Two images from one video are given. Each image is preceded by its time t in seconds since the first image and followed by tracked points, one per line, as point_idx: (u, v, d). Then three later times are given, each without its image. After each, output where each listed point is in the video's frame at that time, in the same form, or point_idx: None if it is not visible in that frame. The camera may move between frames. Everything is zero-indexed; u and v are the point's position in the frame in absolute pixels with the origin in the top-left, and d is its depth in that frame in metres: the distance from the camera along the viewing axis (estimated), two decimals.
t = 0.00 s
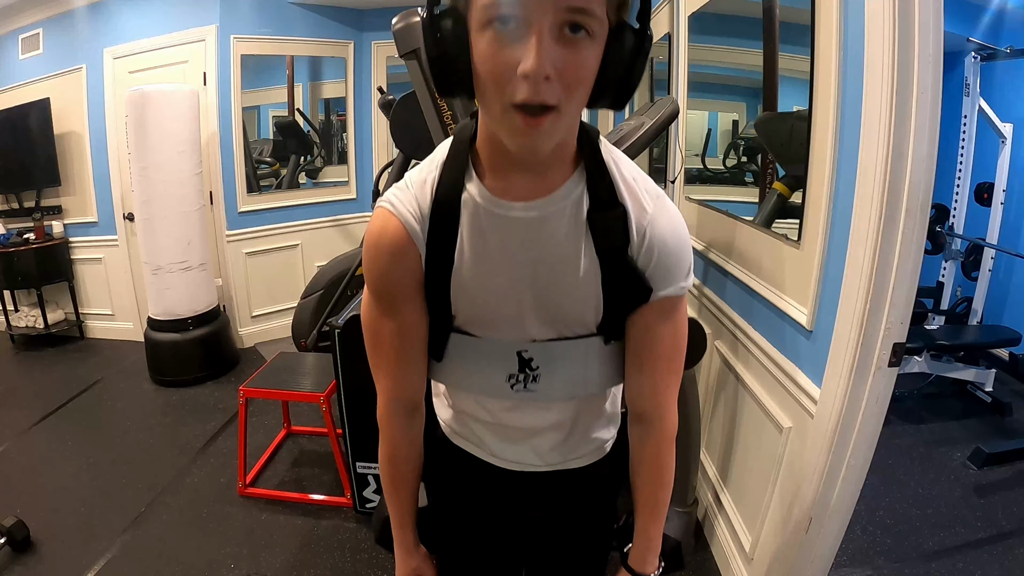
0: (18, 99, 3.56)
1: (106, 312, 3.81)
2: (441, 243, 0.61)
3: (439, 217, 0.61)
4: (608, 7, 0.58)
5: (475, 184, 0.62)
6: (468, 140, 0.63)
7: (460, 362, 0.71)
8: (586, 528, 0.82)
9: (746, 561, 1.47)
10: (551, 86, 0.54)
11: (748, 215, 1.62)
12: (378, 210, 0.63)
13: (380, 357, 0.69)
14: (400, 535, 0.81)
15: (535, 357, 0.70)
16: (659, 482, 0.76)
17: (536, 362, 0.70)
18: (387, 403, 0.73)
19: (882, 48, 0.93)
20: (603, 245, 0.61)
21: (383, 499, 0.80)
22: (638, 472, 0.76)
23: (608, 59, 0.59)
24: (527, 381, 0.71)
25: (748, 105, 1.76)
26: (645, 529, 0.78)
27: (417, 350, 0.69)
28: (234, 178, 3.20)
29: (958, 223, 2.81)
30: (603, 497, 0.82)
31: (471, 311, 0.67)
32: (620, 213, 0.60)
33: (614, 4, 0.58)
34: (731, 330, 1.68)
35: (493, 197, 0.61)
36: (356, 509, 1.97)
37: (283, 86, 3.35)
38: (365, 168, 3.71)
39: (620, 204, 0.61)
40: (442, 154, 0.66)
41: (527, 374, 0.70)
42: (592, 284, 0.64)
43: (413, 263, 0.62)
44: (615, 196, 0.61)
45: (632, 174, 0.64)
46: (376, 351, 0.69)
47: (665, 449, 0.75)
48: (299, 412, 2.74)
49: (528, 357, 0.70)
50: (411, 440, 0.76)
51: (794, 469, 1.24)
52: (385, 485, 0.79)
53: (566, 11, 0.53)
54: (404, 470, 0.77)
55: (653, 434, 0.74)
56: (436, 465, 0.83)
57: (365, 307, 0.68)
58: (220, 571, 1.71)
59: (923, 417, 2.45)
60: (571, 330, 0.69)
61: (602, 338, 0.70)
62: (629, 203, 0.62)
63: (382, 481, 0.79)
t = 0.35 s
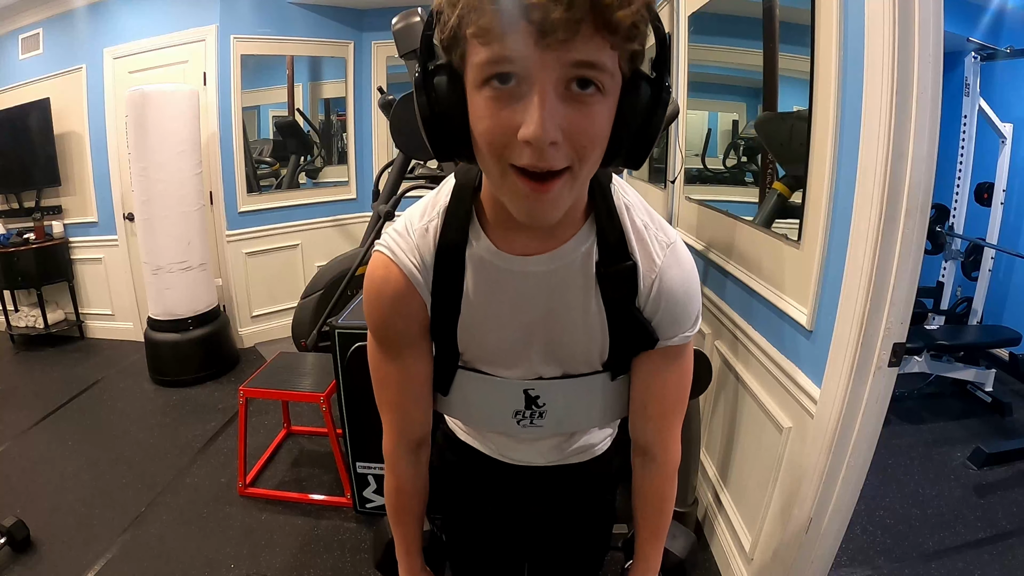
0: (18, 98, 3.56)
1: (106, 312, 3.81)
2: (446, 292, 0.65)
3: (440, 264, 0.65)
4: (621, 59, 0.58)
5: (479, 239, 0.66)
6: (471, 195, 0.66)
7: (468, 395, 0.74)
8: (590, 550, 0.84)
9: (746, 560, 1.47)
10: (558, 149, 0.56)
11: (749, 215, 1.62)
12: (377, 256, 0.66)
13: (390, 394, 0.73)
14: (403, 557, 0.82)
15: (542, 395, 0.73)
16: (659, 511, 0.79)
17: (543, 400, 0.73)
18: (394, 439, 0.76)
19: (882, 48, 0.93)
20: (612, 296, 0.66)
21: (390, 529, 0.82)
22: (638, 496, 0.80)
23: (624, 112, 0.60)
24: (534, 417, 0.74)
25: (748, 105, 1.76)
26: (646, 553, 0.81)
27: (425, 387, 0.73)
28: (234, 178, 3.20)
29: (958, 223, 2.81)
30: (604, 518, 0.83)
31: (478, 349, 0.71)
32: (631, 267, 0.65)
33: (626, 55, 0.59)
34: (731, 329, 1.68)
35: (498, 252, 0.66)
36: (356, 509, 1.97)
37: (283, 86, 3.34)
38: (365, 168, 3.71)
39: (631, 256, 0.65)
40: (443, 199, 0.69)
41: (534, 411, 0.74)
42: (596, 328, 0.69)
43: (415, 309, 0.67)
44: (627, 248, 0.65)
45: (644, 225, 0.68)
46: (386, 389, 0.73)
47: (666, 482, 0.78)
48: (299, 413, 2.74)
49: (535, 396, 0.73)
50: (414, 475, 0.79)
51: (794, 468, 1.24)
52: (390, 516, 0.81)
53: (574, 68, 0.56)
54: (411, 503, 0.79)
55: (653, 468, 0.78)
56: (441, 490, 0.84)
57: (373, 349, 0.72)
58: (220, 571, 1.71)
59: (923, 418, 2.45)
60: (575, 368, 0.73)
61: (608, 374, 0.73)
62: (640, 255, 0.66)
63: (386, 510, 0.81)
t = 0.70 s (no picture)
0: (18, 99, 3.56)
1: (106, 312, 3.80)
2: (453, 293, 0.65)
3: (447, 269, 0.65)
4: (626, 70, 0.58)
5: (486, 244, 0.66)
6: (475, 200, 0.66)
7: (471, 396, 0.74)
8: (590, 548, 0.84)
9: (746, 560, 1.47)
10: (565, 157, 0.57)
11: (749, 215, 1.62)
12: (383, 259, 0.66)
13: (394, 397, 0.72)
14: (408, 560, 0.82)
15: (545, 395, 0.73)
16: (659, 509, 0.79)
17: (545, 400, 0.73)
18: (399, 441, 0.76)
19: (882, 47, 0.93)
20: (613, 299, 0.66)
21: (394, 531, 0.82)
22: (638, 495, 0.80)
23: (628, 121, 0.60)
24: (536, 416, 0.74)
25: (748, 105, 1.77)
26: (646, 548, 0.82)
27: (430, 390, 0.73)
28: (234, 178, 3.20)
29: (958, 223, 2.81)
30: (605, 515, 0.83)
31: (483, 349, 0.72)
32: (631, 271, 0.65)
33: (630, 66, 0.58)
34: (731, 329, 1.68)
35: (505, 256, 0.66)
36: (356, 509, 1.97)
37: (283, 86, 3.32)
38: (365, 168, 3.71)
39: (633, 260, 0.66)
40: (448, 203, 0.69)
41: (536, 410, 0.74)
42: (597, 329, 0.69)
43: (422, 312, 0.66)
44: (628, 252, 0.66)
45: (646, 229, 0.68)
46: (391, 391, 0.72)
47: (666, 479, 0.78)
48: (299, 413, 2.74)
49: (537, 395, 0.73)
50: (419, 477, 0.79)
51: (794, 468, 1.24)
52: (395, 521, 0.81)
53: (578, 79, 0.56)
54: (415, 505, 0.79)
55: (654, 466, 0.78)
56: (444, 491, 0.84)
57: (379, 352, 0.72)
58: (220, 571, 1.71)
59: (923, 418, 2.45)
60: (576, 368, 0.73)
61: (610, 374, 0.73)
62: (641, 258, 0.66)
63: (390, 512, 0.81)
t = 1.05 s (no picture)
0: (18, 99, 3.57)
1: (106, 312, 3.80)
2: (445, 229, 0.58)
3: (441, 205, 0.58)
4: None
5: (476, 170, 0.59)
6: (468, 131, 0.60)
7: (466, 347, 0.69)
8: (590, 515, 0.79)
9: (746, 560, 1.47)
10: (519, 66, 0.50)
11: (748, 215, 1.62)
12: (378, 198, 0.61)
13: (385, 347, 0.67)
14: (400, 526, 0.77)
15: (543, 345, 0.67)
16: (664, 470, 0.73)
17: (543, 351, 0.67)
18: (389, 397, 0.71)
19: (882, 47, 0.92)
20: (614, 236, 0.57)
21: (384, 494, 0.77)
22: (642, 459, 0.74)
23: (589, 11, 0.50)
24: (535, 368, 0.69)
25: (748, 105, 1.76)
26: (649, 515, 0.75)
27: (422, 340, 0.67)
28: (235, 178, 3.20)
29: (958, 223, 2.81)
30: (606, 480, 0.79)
31: (472, 300, 0.63)
32: (629, 203, 0.57)
33: None
34: (731, 330, 1.68)
35: (497, 184, 0.58)
36: (356, 509, 1.97)
37: (283, 86, 3.32)
38: (366, 169, 3.72)
39: (631, 193, 0.57)
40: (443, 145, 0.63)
41: (535, 361, 0.68)
42: (602, 274, 0.60)
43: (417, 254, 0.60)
44: (626, 185, 0.57)
45: (645, 164, 0.60)
46: (381, 341, 0.67)
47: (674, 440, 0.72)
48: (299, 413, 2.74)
49: (535, 346, 0.67)
50: (411, 439, 0.73)
51: (794, 469, 1.24)
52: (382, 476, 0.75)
53: None
54: (406, 467, 0.74)
55: (658, 419, 0.71)
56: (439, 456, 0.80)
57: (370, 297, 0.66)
58: (219, 571, 1.71)
59: (922, 417, 2.45)
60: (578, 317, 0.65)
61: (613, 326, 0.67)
62: (640, 193, 0.58)
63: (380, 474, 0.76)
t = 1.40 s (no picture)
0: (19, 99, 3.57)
1: (106, 312, 3.80)
2: (382, 195, 0.55)
3: (383, 167, 0.55)
4: None
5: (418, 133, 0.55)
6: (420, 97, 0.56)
7: (412, 328, 0.64)
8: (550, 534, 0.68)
9: (745, 560, 1.47)
10: (452, 30, 0.45)
11: (748, 215, 1.63)
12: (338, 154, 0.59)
13: (335, 312, 0.67)
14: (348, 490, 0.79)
15: (481, 330, 0.59)
16: (639, 473, 0.64)
17: (481, 336, 0.59)
18: (341, 361, 0.71)
19: (882, 48, 0.92)
20: (547, 200, 0.50)
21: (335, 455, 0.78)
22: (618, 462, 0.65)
23: None
24: (473, 355, 0.61)
25: (748, 105, 1.76)
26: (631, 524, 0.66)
27: (371, 309, 0.65)
28: (234, 178, 3.21)
29: (958, 223, 2.81)
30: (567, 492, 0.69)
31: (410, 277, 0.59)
32: (565, 170, 0.49)
33: None
34: (731, 330, 1.68)
35: (436, 147, 0.53)
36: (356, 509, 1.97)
37: (283, 85, 3.34)
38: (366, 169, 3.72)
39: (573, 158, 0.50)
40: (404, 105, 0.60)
41: (473, 347, 0.60)
42: (535, 244, 0.52)
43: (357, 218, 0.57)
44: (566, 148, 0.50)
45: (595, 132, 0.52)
46: (332, 305, 0.67)
47: (645, 437, 0.63)
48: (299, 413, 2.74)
49: (473, 330, 0.59)
50: (359, 407, 0.74)
51: (794, 470, 1.24)
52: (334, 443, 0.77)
53: None
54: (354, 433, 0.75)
55: (629, 425, 0.63)
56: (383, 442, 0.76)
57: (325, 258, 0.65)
58: (220, 571, 1.71)
59: (922, 417, 2.45)
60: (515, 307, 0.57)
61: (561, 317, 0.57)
62: (582, 160, 0.50)
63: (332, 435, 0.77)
